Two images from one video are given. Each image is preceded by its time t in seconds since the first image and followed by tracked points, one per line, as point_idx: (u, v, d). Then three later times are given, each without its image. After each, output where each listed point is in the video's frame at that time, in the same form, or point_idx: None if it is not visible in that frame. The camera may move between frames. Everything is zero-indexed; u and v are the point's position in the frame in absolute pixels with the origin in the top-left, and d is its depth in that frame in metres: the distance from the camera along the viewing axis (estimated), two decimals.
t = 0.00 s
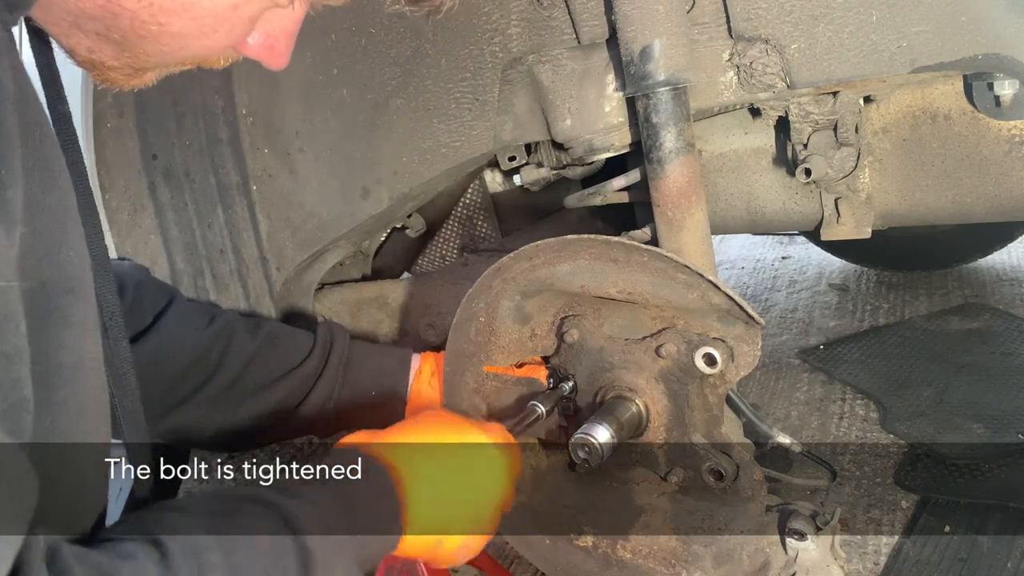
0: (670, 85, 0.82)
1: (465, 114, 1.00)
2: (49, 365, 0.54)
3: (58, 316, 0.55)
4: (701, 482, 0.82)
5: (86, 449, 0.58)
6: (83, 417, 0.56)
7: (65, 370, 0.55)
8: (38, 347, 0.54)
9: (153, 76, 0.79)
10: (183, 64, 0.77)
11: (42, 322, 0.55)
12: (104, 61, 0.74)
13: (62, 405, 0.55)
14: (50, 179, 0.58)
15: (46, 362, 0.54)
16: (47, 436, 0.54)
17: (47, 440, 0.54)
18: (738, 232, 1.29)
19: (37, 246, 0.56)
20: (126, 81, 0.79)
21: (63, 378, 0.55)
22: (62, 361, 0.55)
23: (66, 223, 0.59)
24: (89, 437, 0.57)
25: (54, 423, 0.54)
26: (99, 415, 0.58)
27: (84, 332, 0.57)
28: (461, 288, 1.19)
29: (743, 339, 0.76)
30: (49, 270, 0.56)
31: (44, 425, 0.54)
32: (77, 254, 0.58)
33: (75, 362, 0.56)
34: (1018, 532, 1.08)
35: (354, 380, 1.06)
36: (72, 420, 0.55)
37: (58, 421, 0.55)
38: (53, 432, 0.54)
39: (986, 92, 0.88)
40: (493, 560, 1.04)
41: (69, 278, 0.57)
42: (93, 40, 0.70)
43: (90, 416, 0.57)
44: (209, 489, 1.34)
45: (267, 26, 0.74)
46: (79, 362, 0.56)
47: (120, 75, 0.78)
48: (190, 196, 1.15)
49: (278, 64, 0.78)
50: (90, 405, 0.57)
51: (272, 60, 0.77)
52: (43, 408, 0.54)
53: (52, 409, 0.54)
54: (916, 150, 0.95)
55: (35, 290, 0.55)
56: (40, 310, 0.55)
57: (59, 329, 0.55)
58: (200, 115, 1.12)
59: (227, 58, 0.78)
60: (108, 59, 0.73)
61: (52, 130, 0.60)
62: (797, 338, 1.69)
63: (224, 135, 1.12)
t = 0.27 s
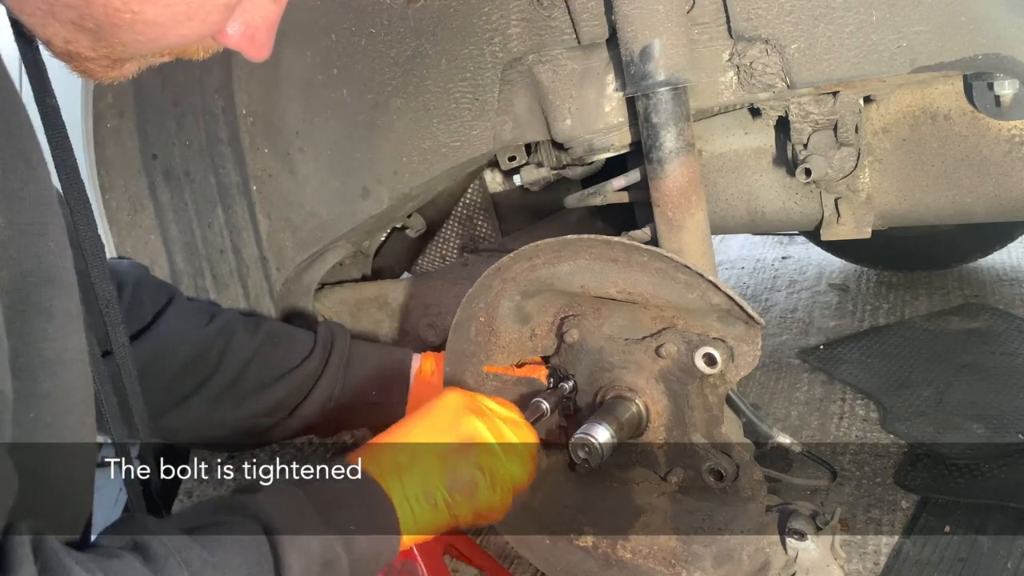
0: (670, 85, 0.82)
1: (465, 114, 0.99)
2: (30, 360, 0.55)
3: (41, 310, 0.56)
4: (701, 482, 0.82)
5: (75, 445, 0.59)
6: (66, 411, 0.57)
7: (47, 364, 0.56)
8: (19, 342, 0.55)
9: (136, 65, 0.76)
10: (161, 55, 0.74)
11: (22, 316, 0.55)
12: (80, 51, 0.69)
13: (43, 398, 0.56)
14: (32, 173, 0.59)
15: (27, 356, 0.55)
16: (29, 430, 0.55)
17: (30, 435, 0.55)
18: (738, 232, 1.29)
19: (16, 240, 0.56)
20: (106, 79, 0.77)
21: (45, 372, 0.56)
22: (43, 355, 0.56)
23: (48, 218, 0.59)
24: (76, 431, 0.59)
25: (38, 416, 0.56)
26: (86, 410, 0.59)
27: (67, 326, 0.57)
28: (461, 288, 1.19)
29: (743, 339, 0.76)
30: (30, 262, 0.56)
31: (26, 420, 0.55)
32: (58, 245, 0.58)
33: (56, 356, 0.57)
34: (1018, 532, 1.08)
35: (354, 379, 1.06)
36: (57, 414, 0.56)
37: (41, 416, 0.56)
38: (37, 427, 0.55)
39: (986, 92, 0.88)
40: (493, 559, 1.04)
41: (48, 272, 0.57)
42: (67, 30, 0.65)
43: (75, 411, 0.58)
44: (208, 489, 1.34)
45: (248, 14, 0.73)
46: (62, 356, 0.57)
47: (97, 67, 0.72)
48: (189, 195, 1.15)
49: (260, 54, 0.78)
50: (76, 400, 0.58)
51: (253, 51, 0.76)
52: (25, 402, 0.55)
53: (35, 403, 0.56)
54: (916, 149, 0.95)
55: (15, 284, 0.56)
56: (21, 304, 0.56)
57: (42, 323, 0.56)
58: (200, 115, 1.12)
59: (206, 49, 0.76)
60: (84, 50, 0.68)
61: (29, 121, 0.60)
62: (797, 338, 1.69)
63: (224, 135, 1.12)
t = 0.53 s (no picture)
0: (670, 85, 0.82)
1: (465, 114, 0.99)
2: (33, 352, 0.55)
3: (43, 301, 0.56)
4: (701, 482, 0.82)
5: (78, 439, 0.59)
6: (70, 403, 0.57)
7: (50, 355, 0.56)
8: (21, 333, 0.55)
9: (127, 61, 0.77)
10: (152, 51, 0.75)
11: (24, 308, 0.55)
12: (66, 47, 0.68)
13: (48, 390, 0.56)
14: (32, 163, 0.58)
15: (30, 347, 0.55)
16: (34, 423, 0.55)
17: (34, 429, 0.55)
18: (738, 232, 1.29)
19: (17, 229, 0.56)
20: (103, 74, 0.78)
21: (49, 364, 0.56)
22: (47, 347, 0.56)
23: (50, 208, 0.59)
24: (79, 424, 0.58)
25: (42, 407, 0.55)
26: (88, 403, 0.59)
27: (69, 316, 0.57)
28: (461, 288, 1.19)
29: (743, 340, 0.76)
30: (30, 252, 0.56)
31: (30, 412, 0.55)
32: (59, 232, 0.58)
33: (59, 347, 0.57)
34: (1018, 532, 1.08)
35: (354, 379, 1.06)
36: (60, 405, 0.56)
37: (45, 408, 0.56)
38: (41, 420, 0.55)
39: (987, 92, 0.88)
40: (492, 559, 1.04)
41: (48, 261, 0.57)
42: (53, 26, 0.64)
43: (78, 404, 0.58)
44: (208, 489, 1.34)
45: (237, 10, 0.75)
46: (65, 347, 0.57)
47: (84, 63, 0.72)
48: (189, 195, 1.15)
49: (250, 49, 0.79)
50: (79, 393, 0.58)
51: (243, 46, 0.78)
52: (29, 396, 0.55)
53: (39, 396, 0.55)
54: (916, 150, 0.95)
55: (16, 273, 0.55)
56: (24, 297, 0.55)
57: (44, 314, 0.56)
58: (200, 115, 1.12)
59: (196, 45, 0.79)
60: (70, 45, 0.68)
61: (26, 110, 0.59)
62: (797, 338, 1.69)
63: (224, 135, 1.11)
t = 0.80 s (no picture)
0: (669, 85, 0.82)
1: (465, 114, 0.99)
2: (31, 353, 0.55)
3: (44, 303, 0.56)
4: (701, 482, 0.82)
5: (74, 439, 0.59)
6: (66, 405, 0.57)
7: (50, 357, 0.56)
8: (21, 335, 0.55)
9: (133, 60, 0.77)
10: (161, 47, 0.75)
11: (25, 309, 0.56)
12: (78, 46, 0.69)
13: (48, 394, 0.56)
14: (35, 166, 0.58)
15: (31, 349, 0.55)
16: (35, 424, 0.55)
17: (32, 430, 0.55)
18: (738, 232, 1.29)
19: (18, 231, 0.56)
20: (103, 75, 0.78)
21: (49, 365, 0.56)
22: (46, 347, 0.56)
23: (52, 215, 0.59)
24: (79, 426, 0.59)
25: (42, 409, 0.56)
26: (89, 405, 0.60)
27: (69, 319, 0.58)
28: (461, 288, 1.19)
29: (743, 340, 0.76)
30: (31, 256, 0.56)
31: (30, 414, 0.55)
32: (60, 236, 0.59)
33: (60, 349, 0.57)
34: (1018, 532, 1.08)
35: (354, 379, 1.06)
36: (59, 407, 0.57)
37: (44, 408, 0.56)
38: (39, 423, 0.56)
39: (987, 92, 0.88)
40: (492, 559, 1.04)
41: (50, 265, 0.57)
42: (62, 25, 0.65)
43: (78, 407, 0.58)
44: (208, 489, 1.34)
45: (244, 2, 0.74)
46: (65, 349, 0.57)
47: (95, 61, 0.73)
48: (189, 195, 1.15)
49: (256, 43, 0.78)
50: (79, 395, 0.58)
51: (250, 39, 0.77)
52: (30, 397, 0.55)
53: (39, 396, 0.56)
54: (916, 150, 0.95)
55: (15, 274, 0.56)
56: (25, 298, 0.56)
57: (45, 315, 0.56)
58: (200, 115, 1.12)
59: (205, 39, 0.78)
60: (83, 44, 0.68)
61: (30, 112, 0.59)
62: (797, 338, 1.69)
63: (224, 135, 1.11)
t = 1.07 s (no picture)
0: (670, 85, 0.82)
1: (465, 114, 0.99)
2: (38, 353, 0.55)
3: (52, 301, 0.56)
4: (701, 482, 0.82)
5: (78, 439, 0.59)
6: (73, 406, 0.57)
7: (58, 357, 0.56)
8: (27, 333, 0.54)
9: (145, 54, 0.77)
10: (170, 42, 0.75)
11: (33, 308, 0.55)
12: (89, 41, 0.69)
13: (57, 394, 0.55)
14: (39, 168, 0.59)
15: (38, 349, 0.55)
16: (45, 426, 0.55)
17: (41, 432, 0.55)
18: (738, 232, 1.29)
19: (23, 231, 0.56)
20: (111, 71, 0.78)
21: (56, 365, 0.56)
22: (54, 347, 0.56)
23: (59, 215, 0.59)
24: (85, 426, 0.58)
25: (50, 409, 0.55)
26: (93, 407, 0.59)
27: (76, 317, 0.57)
28: (461, 288, 1.19)
29: (743, 340, 0.76)
30: (39, 255, 0.56)
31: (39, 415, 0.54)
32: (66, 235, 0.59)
33: (67, 348, 0.56)
34: (1018, 532, 1.08)
35: (355, 379, 1.06)
36: (67, 408, 0.56)
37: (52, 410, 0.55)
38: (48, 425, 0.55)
39: (986, 92, 0.88)
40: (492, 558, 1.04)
41: (57, 265, 0.57)
42: (71, 21, 0.65)
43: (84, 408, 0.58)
44: (208, 489, 1.34)
45: None
46: (72, 349, 0.57)
47: (104, 58, 0.73)
48: (189, 195, 1.15)
49: (262, 37, 0.78)
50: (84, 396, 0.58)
51: (257, 34, 0.77)
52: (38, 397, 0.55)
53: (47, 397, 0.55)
54: (916, 150, 0.95)
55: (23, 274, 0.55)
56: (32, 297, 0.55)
57: (52, 314, 0.56)
58: (200, 115, 1.12)
59: (213, 34, 0.78)
60: (94, 39, 0.68)
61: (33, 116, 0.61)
62: (797, 338, 1.69)
63: (224, 135, 1.12)
